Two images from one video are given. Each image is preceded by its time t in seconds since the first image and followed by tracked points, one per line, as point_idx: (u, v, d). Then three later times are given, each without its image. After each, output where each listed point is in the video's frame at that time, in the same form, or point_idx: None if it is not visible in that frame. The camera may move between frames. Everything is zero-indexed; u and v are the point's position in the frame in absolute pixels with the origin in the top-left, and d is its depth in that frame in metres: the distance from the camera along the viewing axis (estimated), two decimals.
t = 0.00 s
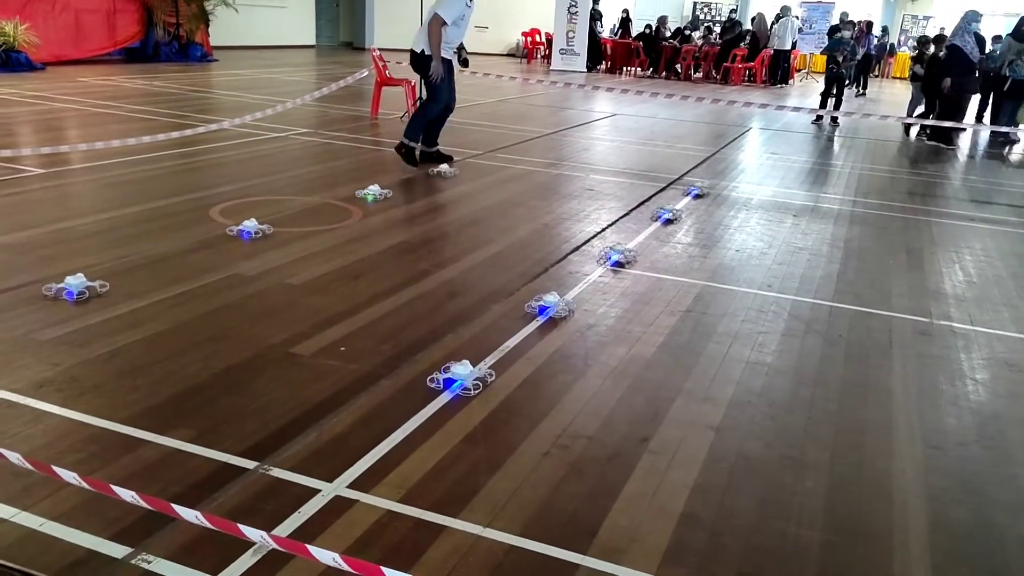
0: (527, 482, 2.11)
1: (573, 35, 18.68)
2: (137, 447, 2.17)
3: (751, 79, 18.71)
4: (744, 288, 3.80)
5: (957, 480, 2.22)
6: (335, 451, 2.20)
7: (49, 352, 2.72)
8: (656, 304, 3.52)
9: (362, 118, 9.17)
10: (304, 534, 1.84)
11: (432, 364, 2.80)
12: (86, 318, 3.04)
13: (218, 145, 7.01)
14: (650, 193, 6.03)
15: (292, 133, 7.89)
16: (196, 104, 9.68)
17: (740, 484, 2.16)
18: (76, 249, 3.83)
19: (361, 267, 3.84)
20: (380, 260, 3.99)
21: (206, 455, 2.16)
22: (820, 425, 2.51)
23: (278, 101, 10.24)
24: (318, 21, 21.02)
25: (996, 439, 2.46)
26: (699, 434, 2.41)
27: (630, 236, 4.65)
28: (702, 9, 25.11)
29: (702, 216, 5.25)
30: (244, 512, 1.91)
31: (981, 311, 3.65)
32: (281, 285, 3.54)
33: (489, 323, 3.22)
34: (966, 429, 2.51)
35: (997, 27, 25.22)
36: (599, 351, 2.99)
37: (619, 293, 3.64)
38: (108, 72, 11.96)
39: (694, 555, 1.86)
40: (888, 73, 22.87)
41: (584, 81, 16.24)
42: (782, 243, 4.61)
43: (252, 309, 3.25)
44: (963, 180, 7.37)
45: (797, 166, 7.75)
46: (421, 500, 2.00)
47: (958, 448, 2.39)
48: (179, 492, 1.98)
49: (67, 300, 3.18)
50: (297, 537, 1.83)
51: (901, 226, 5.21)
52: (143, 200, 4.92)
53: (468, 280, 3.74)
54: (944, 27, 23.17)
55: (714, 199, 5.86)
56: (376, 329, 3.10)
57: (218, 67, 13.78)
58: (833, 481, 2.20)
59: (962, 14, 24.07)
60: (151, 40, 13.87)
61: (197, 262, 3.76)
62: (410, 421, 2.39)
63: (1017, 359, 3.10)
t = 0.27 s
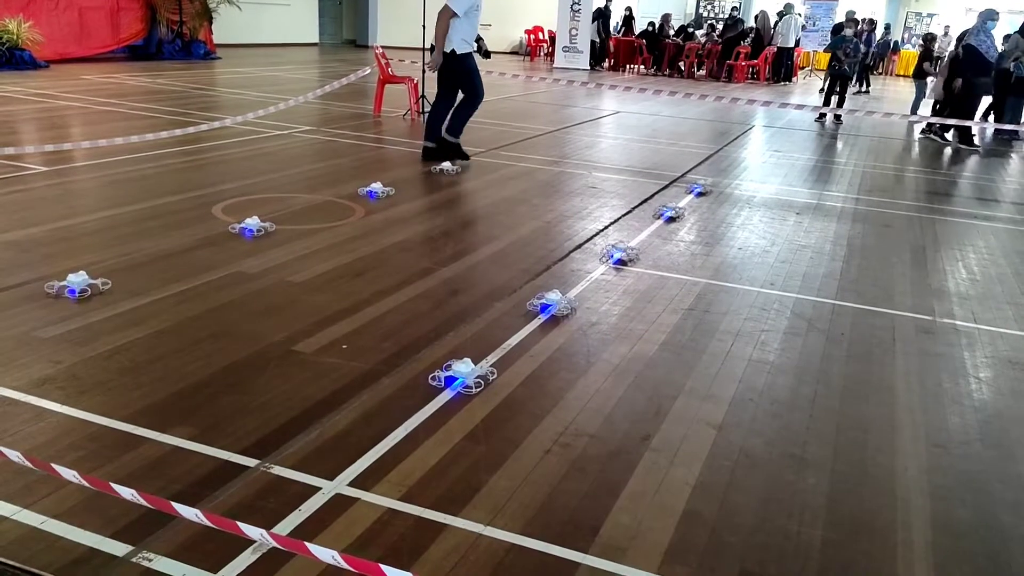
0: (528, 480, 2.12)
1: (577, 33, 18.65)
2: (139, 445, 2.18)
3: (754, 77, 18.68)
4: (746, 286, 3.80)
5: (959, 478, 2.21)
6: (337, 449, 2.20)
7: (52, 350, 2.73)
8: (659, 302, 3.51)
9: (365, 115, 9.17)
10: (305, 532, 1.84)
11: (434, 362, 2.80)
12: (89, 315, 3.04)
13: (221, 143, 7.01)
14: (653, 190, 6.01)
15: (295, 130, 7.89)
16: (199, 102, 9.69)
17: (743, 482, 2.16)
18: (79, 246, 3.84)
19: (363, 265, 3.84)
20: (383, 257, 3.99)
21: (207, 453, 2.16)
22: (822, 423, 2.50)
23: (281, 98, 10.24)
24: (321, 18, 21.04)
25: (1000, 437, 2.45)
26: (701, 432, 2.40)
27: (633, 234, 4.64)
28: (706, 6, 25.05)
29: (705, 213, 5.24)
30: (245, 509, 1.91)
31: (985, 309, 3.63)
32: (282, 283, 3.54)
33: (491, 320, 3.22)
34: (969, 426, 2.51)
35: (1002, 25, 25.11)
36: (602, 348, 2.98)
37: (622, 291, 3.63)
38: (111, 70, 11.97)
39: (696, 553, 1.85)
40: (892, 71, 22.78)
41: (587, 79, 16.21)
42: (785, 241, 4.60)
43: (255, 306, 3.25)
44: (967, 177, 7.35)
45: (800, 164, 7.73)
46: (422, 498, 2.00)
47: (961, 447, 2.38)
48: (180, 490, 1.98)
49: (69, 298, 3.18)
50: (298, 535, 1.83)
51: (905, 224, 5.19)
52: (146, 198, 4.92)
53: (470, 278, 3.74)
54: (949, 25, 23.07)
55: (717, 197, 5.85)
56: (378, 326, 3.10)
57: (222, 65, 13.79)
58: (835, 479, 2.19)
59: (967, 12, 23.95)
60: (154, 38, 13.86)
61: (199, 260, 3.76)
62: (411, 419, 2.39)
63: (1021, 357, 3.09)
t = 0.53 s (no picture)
0: (530, 480, 2.12)
1: (581, 33, 18.63)
2: (142, 445, 2.18)
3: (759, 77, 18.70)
4: (749, 286, 3.79)
5: (961, 478, 2.21)
6: (339, 449, 2.21)
7: (55, 350, 2.74)
8: (662, 302, 3.51)
9: (370, 116, 9.20)
10: (307, 532, 1.84)
11: (436, 362, 2.80)
12: (93, 316, 3.05)
13: (226, 144, 7.03)
14: (657, 191, 6.01)
15: (299, 131, 7.91)
16: (204, 103, 9.73)
17: (744, 482, 2.16)
18: (83, 247, 3.86)
19: (367, 265, 3.85)
20: (386, 258, 3.99)
21: (210, 454, 2.16)
22: (825, 424, 2.50)
23: (286, 99, 10.27)
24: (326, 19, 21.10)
25: (1003, 438, 2.44)
26: (703, 432, 2.40)
27: (636, 234, 4.64)
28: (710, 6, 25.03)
29: (709, 213, 5.23)
30: (246, 510, 1.92)
31: (989, 309, 3.62)
32: (285, 283, 3.55)
33: (494, 321, 3.22)
34: (971, 427, 2.50)
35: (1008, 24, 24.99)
36: (604, 349, 2.98)
37: (625, 291, 3.62)
38: (117, 71, 12.02)
39: (697, 553, 1.85)
40: (898, 70, 22.73)
41: (591, 79, 16.22)
42: (789, 241, 4.59)
43: (258, 307, 3.26)
44: (973, 177, 7.34)
45: (805, 164, 7.71)
46: (424, 498, 2.01)
47: (964, 447, 2.37)
48: (183, 490, 1.98)
49: (73, 299, 3.20)
50: (299, 535, 1.83)
51: (910, 224, 5.18)
52: (151, 199, 4.94)
53: (473, 279, 3.74)
54: (954, 24, 22.99)
55: (722, 197, 5.84)
56: (381, 327, 3.11)
57: (227, 66, 13.83)
58: (837, 480, 2.19)
59: (973, 11, 23.89)
60: (159, 40, 13.92)
61: (203, 261, 3.77)
62: (413, 420, 2.39)
63: None
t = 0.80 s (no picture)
0: (539, 482, 2.12)
1: (591, 36, 18.66)
2: (154, 448, 2.21)
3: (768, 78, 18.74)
4: (758, 288, 3.78)
5: (971, 480, 2.20)
6: (349, 452, 2.22)
7: (68, 355, 2.77)
8: (670, 304, 3.51)
9: (380, 120, 9.22)
10: (317, 535, 1.85)
11: (445, 365, 2.81)
12: (105, 321, 3.08)
13: (238, 148, 7.08)
14: (666, 193, 6.00)
15: (310, 135, 7.94)
16: (215, 108, 9.78)
17: (754, 484, 2.15)
18: (95, 252, 3.89)
19: (377, 269, 3.87)
20: (395, 262, 4.01)
21: (220, 456, 2.18)
22: (834, 425, 2.49)
23: (297, 103, 10.31)
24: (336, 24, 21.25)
25: (1011, 438, 2.44)
26: (711, 434, 2.40)
27: (645, 236, 4.64)
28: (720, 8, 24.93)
29: (718, 215, 5.22)
30: (257, 512, 1.93)
31: (1000, 310, 3.60)
32: (296, 288, 3.57)
33: (503, 323, 3.23)
34: (982, 428, 2.49)
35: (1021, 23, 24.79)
36: (613, 351, 2.98)
37: (634, 293, 3.63)
38: (129, 77, 12.11)
39: (706, 556, 1.85)
40: (909, 71, 22.57)
41: (601, 82, 16.19)
42: (799, 243, 4.58)
43: (269, 311, 3.28)
44: (985, 178, 7.30)
45: (816, 165, 7.68)
46: (433, 500, 2.01)
47: (974, 448, 2.37)
48: (194, 494, 2.00)
49: (86, 303, 3.23)
50: (309, 537, 1.84)
51: (920, 225, 5.16)
52: (162, 203, 4.98)
53: (482, 282, 3.74)
54: (966, 24, 22.85)
55: (731, 198, 5.83)
56: (391, 330, 3.12)
57: (239, 72, 13.92)
58: (845, 481, 2.19)
59: (985, 11, 23.70)
60: (172, 44, 14.00)
61: (214, 265, 3.80)
62: (422, 422, 2.40)
63: None
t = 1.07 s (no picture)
0: (548, 485, 2.13)
1: (600, 39, 18.57)
2: (167, 451, 2.23)
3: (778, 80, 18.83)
4: (767, 290, 3.78)
5: (982, 482, 2.19)
6: (359, 455, 2.24)
7: (83, 359, 2.80)
8: (680, 307, 3.51)
9: (391, 124, 9.27)
10: (327, 537, 1.87)
11: (455, 368, 2.82)
12: (119, 325, 3.11)
13: (250, 154, 7.12)
14: (676, 195, 6.00)
15: (321, 141, 7.98)
16: (228, 114, 9.86)
17: (763, 486, 2.16)
18: (109, 257, 3.93)
19: (387, 273, 3.89)
20: (405, 266, 4.03)
21: (232, 459, 2.20)
22: (843, 427, 2.49)
23: (308, 109, 10.37)
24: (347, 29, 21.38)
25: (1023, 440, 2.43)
26: (721, 437, 2.40)
27: (655, 239, 4.64)
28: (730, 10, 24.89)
29: (728, 218, 5.21)
30: (268, 514, 1.95)
31: (1012, 312, 3.59)
32: (307, 292, 3.59)
33: (512, 327, 3.24)
34: (992, 430, 2.49)
35: None
36: (623, 354, 2.99)
37: (643, 296, 3.63)
38: (142, 84, 12.20)
39: (715, 558, 1.85)
40: (921, 72, 22.45)
41: (611, 85, 16.19)
42: (808, 245, 4.57)
43: (280, 315, 3.30)
44: (998, 179, 7.26)
45: (827, 167, 7.66)
46: (443, 503, 2.03)
47: (985, 451, 2.36)
48: (206, 496, 2.02)
49: (100, 308, 3.26)
50: (319, 539, 1.86)
51: (931, 227, 5.13)
52: (175, 209, 5.02)
53: (492, 285, 3.75)
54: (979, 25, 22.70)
55: (741, 201, 5.83)
56: (401, 334, 3.14)
57: (250, 77, 14.01)
58: (855, 483, 2.19)
59: (998, 11, 23.54)
60: (185, 51, 14.14)
61: (226, 270, 3.83)
62: (432, 425, 2.41)
63: None
